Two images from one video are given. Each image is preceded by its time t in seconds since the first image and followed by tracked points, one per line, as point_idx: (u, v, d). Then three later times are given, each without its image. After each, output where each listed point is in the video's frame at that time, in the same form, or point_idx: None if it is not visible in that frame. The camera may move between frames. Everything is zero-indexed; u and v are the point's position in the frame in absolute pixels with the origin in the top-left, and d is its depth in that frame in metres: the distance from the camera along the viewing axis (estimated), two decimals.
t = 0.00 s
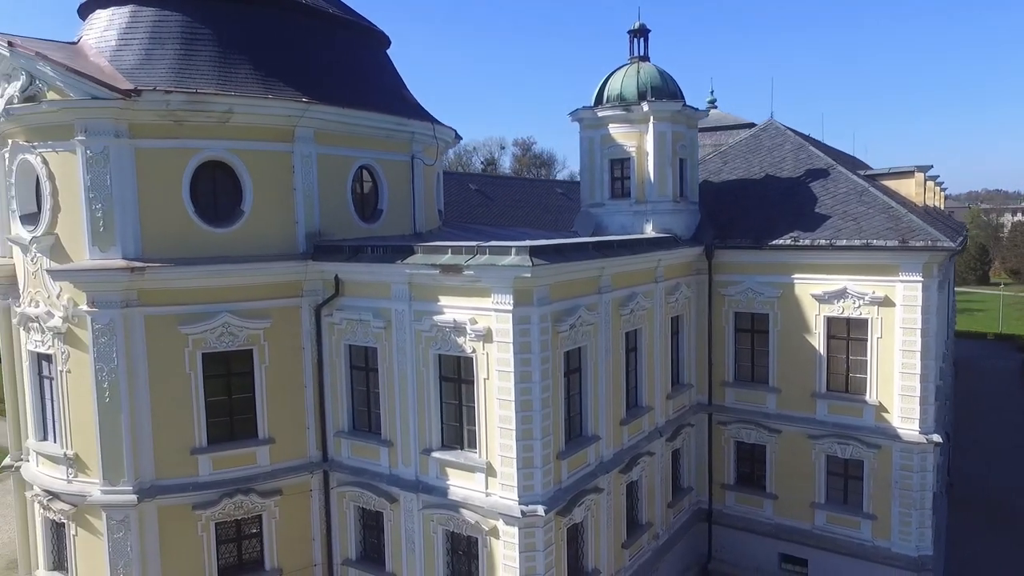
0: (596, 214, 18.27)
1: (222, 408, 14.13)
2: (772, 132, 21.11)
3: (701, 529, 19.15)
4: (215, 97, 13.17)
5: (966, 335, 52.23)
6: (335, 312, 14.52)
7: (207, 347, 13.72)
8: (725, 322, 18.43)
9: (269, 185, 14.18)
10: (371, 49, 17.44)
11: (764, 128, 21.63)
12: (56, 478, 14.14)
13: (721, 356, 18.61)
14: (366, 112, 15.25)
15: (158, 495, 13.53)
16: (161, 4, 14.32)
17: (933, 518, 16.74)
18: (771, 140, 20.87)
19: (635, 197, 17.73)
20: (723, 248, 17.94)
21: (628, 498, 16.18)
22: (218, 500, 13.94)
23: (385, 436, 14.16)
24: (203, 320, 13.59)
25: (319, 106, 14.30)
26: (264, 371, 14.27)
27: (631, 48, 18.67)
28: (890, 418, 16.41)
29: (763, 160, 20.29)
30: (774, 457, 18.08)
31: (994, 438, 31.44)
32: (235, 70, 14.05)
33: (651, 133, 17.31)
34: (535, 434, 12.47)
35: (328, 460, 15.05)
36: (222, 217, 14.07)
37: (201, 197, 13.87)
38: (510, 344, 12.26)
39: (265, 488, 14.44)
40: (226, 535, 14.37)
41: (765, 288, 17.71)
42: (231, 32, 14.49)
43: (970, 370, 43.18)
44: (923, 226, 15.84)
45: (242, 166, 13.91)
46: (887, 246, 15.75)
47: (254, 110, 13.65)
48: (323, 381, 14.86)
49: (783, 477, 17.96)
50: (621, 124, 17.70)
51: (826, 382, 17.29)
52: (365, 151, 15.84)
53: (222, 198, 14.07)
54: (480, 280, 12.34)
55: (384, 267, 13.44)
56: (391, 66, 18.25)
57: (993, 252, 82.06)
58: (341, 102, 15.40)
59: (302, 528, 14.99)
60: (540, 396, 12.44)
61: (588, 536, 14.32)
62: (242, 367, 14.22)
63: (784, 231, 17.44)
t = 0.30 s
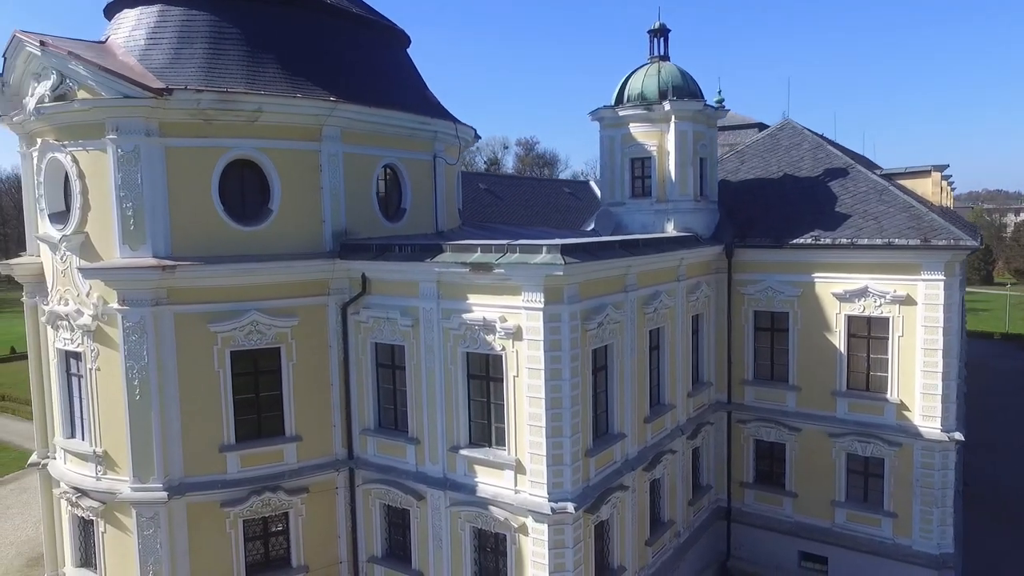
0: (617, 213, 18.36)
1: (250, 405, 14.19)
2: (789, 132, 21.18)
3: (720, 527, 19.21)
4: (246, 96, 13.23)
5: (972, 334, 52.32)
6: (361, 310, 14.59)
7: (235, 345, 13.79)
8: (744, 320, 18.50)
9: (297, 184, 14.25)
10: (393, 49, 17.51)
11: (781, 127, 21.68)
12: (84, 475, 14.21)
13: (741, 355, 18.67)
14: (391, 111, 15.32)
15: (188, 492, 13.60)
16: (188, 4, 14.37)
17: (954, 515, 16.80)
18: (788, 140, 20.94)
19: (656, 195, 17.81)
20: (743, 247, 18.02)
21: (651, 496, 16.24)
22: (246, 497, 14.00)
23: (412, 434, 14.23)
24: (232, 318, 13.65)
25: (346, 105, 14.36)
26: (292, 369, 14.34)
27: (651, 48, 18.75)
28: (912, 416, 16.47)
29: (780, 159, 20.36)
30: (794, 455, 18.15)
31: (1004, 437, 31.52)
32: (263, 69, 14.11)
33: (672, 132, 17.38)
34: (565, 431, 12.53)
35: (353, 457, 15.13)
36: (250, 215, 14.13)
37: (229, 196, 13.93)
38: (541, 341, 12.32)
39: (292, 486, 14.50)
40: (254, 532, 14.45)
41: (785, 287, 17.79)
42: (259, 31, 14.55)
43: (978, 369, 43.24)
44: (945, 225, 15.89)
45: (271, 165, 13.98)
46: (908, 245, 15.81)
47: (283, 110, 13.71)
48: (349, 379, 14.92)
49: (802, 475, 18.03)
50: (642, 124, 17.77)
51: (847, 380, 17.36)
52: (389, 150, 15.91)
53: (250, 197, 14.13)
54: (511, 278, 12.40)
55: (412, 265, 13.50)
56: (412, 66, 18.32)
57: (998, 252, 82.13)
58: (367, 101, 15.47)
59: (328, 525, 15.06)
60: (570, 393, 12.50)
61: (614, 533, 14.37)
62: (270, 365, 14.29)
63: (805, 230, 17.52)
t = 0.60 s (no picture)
0: (638, 213, 18.43)
1: (277, 404, 14.26)
2: (806, 131, 21.24)
3: (739, 526, 19.27)
4: (275, 96, 13.28)
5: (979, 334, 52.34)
6: (388, 309, 14.65)
7: (264, 344, 13.85)
8: (764, 319, 18.57)
9: (325, 183, 14.31)
10: (415, 49, 17.57)
11: (798, 126, 21.74)
12: (113, 473, 14.28)
13: (761, 354, 18.74)
14: (416, 111, 15.38)
15: (217, 490, 13.66)
16: (216, 3, 14.43)
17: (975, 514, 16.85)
18: (806, 139, 21.01)
19: (677, 195, 17.88)
20: (764, 246, 18.08)
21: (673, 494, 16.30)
22: (275, 495, 14.05)
23: (439, 432, 14.30)
24: (261, 317, 13.72)
25: (373, 105, 14.41)
26: (319, 367, 14.40)
27: (671, 48, 18.83)
28: (933, 414, 16.52)
29: (799, 159, 20.43)
30: (814, 454, 18.20)
31: (1016, 436, 31.55)
32: (291, 68, 14.17)
33: (693, 131, 17.45)
34: (595, 429, 12.59)
35: (379, 455, 15.18)
36: (278, 214, 14.18)
37: (257, 195, 13.98)
38: (571, 339, 12.38)
39: (319, 484, 14.57)
40: (281, 529, 14.52)
41: (805, 286, 17.86)
42: (286, 31, 14.61)
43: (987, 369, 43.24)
44: (968, 224, 15.94)
45: (299, 164, 14.03)
46: (931, 244, 15.87)
47: (312, 109, 13.77)
48: (376, 377, 14.99)
49: (823, 474, 18.08)
50: (662, 123, 17.84)
51: (868, 379, 17.42)
52: (413, 150, 15.97)
53: (278, 196, 14.19)
54: (541, 276, 12.47)
55: (440, 263, 13.56)
56: (433, 66, 18.38)
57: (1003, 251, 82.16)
58: (392, 100, 15.52)
59: (354, 523, 15.12)
60: (600, 391, 12.56)
61: (640, 531, 14.42)
62: (297, 364, 14.35)
63: (826, 230, 17.59)
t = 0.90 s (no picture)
0: (658, 212, 18.49)
1: (305, 402, 14.32)
2: (823, 131, 21.32)
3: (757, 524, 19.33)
4: (305, 95, 13.33)
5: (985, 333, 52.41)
6: (414, 308, 14.70)
7: (292, 342, 13.91)
8: (783, 318, 18.63)
9: (352, 182, 14.37)
10: (437, 49, 17.63)
11: (815, 126, 21.81)
12: (141, 471, 14.35)
13: (780, 352, 18.80)
14: (441, 111, 15.44)
15: (245, 488, 13.72)
16: (244, 3, 14.49)
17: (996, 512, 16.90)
18: (823, 139, 21.07)
19: (698, 194, 17.94)
20: (784, 245, 18.14)
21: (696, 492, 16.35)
22: (302, 493, 14.12)
23: (466, 430, 14.36)
24: (289, 316, 13.78)
25: (400, 104, 14.46)
26: (346, 365, 14.46)
27: (691, 48, 18.90)
28: (954, 413, 16.57)
29: (816, 158, 20.50)
30: (834, 452, 18.26)
31: None
32: (319, 68, 14.23)
33: (714, 131, 17.51)
34: (624, 427, 12.66)
35: (404, 453, 15.24)
36: (305, 213, 14.24)
37: (285, 194, 14.03)
38: (601, 338, 12.44)
39: (346, 481, 14.63)
40: (308, 527, 14.58)
41: (825, 285, 17.92)
42: (313, 31, 14.66)
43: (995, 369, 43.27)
44: (989, 224, 15.98)
45: (326, 163, 14.08)
46: (953, 243, 15.91)
47: (340, 108, 13.82)
48: (401, 375, 15.05)
49: (842, 473, 18.14)
50: (683, 123, 17.90)
51: (888, 378, 17.47)
52: (437, 149, 16.03)
53: (305, 195, 14.25)
54: (571, 275, 12.52)
55: (468, 262, 13.61)
56: (454, 65, 18.44)
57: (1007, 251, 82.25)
58: (417, 100, 15.58)
59: (379, 521, 15.18)
60: (629, 389, 12.62)
61: (666, 529, 14.47)
62: (324, 362, 14.41)
63: (846, 229, 17.64)
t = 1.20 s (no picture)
0: (678, 211, 18.55)
1: (332, 400, 14.38)
2: (840, 130, 21.39)
3: (776, 523, 19.40)
4: (333, 95, 13.38)
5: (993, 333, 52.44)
6: (440, 306, 14.75)
7: (319, 341, 13.97)
8: (802, 317, 18.70)
9: (378, 181, 14.43)
10: (458, 49, 17.70)
11: (831, 126, 21.87)
12: (168, 469, 14.42)
13: (799, 351, 18.87)
14: (466, 110, 15.50)
15: (273, 486, 13.78)
16: (270, 3, 14.54)
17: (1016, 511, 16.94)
18: (840, 139, 21.14)
19: (718, 194, 18.00)
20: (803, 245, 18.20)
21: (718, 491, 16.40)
22: (329, 491, 14.18)
23: (492, 428, 14.41)
24: (317, 314, 13.83)
25: (426, 104, 14.52)
26: (372, 364, 14.53)
27: (710, 48, 18.99)
28: (975, 412, 16.61)
29: (834, 158, 20.56)
30: (853, 451, 18.32)
31: None
32: (346, 68, 14.28)
33: (735, 130, 17.57)
34: (652, 425, 12.72)
35: (429, 452, 15.30)
36: (332, 213, 14.29)
37: (312, 193, 14.08)
38: (630, 336, 12.49)
39: (372, 479, 14.70)
40: (334, 525, 14.65)
41: (845, 284, 17.97)
42: (339, 31, 14.72)
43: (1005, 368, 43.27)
44: (1011, 223, 16.03)
45: (353, 163, 14.13)
46: (975, 242, 15.96)
47: (367, 108, 13.88)
48: (426, 374, 15.11)
49: (861, 471, 18.20)
50: (703, 123, 17.97)
51: (908, 376, 17.52)
52: (460, 149, 16.10)
53: (331, 194, 14.30)
54: (600, 274, 12.58)
55: (495, 261, 13.67)
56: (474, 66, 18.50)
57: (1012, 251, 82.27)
58: (441, 100, 15.64)
59: (404, 519, 15.25)
60: (658, 387, 12.68)
61: (691, 527, 14.52)
62: (351, 361, 14.47)
63: (866, 228, 17.70)
